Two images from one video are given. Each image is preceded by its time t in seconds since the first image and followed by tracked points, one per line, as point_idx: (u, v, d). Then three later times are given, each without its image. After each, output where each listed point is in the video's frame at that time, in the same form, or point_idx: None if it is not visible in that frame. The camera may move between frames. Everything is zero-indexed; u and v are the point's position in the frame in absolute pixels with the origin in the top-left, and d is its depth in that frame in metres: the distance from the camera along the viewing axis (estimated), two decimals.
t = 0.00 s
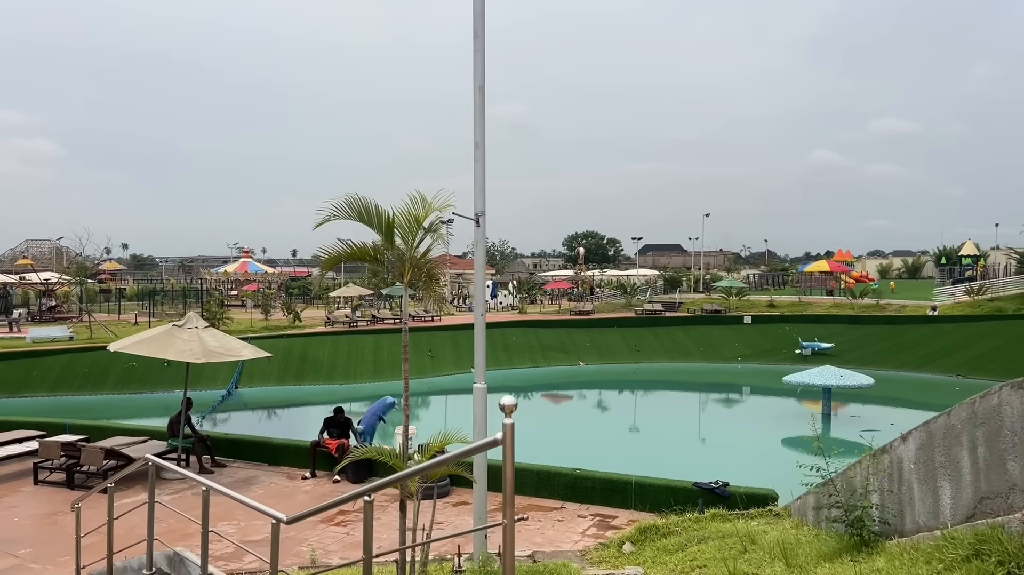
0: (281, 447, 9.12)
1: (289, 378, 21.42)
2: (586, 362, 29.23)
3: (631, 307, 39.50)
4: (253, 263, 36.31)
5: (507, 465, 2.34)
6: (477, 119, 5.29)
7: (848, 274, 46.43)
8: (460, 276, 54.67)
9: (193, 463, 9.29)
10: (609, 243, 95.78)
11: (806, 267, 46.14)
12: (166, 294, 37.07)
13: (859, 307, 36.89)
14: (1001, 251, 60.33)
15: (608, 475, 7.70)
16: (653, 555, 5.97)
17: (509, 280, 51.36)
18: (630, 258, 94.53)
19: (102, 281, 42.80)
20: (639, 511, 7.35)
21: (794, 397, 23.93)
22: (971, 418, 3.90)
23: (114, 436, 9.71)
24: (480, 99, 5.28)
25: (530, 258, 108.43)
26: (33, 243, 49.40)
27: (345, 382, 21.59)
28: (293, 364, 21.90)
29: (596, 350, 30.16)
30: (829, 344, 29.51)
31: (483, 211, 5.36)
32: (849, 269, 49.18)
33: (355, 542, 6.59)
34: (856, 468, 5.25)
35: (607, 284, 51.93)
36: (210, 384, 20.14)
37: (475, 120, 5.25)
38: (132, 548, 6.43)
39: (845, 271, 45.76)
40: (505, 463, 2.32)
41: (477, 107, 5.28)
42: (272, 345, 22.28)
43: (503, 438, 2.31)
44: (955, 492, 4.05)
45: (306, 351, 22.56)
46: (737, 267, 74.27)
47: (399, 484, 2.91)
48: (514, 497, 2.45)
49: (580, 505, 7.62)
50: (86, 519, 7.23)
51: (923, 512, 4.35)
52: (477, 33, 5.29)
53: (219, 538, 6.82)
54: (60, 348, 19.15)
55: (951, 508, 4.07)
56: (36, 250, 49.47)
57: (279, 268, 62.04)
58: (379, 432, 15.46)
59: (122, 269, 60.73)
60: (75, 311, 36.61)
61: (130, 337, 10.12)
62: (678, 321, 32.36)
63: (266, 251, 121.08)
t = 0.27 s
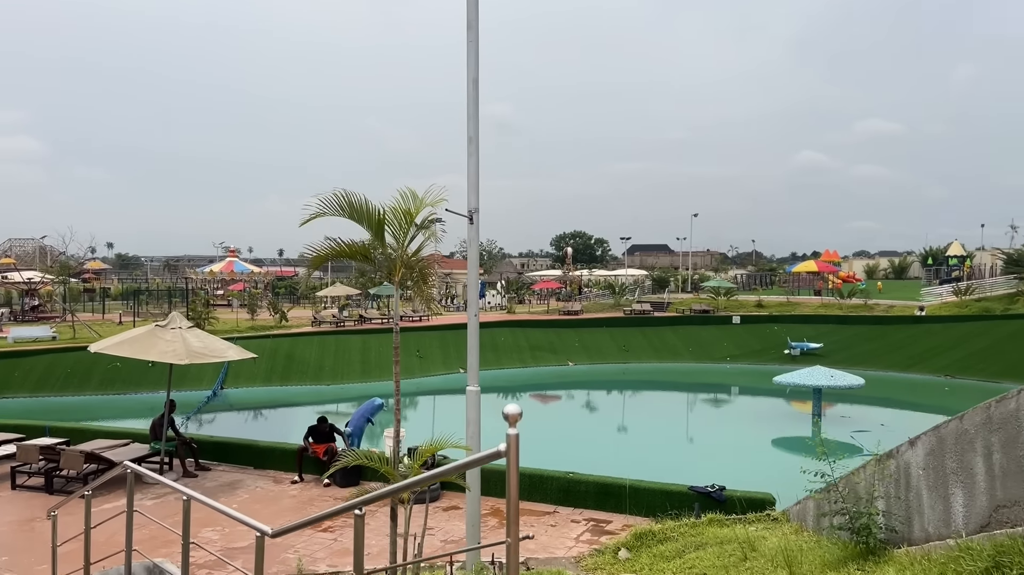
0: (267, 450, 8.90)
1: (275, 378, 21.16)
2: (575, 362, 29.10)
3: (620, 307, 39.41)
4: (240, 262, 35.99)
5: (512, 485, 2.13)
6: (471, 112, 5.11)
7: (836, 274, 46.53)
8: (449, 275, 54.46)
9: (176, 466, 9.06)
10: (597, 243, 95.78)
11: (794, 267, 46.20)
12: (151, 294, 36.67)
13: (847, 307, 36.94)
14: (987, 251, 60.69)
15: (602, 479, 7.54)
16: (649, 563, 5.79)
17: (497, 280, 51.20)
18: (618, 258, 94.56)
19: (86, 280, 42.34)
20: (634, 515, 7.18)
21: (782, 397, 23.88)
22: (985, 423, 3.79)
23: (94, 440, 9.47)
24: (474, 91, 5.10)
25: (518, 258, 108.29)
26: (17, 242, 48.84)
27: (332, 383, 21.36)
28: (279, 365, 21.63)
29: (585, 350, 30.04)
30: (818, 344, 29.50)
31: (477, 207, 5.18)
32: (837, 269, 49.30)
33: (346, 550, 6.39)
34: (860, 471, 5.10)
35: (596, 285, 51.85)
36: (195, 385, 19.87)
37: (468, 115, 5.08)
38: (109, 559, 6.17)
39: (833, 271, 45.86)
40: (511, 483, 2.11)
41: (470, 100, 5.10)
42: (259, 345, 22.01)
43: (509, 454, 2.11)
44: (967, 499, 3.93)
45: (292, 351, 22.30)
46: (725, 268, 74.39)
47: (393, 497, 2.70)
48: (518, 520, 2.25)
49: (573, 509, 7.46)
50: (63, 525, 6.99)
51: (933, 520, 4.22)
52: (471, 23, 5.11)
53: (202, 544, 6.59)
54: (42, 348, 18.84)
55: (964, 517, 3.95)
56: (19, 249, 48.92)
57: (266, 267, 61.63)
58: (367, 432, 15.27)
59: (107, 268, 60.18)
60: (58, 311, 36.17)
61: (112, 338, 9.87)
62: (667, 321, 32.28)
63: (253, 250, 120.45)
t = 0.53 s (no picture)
0: (256, 452, 8.70)
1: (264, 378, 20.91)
2: (567, 361, 28.95)
3: (611, 306, 39.29)
4: (229, 260, 35.66)
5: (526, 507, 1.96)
6: (469, 104, 4.95)
7: (827, 274, 46.57)
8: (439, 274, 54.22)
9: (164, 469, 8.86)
10: (588, 243, 95.67)
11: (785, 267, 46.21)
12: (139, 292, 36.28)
13: (838, 307, 36.94)
14: (976, 251, 60.92)
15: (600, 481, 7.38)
16: (651, 569, 5.64)
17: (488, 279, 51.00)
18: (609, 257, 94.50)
19: (72, 278, 41.88)
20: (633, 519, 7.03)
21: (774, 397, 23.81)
22: (1006, 428, 3.69)
23: (79, 441, 9.25)
24: (473, 82, 4.94)
25: (509, 257, 108.07)
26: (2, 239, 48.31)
27: (322, 382, 21.13)
28: (268, 364, 21.39)
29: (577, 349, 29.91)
30: (809, 344, 29.45)
31: (475, 203, 5.02)
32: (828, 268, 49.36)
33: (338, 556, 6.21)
34: (868, 477, 4.98)
35: (587, 283, 51.72)
36: (182, 384, 19.61)
37: (467, 107, 4.92)
38: (92, 568, 5.95)
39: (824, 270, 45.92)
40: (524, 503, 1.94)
41: (469, 92, 4.95)
42: (247, 344, 21.76)
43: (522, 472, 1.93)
44: (988, 505, 3.81)
45: (282, 351, 22.06)
46: (716, 267, 74.43)
47: (392, 512, 2.52)
48: (531, 542, 2.07)
49: (570, 513, 7.30)
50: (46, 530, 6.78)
51: (947, 528, 4.07)
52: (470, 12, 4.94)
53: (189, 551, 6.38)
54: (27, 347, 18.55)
55: (984, 525, 3.81)
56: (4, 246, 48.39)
57: (255, 265, 61.21)
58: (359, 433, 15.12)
59: (95, 266, 59.59)
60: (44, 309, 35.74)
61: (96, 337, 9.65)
62: (659, 321, 32.18)
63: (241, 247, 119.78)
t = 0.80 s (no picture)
0: (250, 454, 8.53)
1: (257, 377, 20.69)
2: (562, 361, 28.80)
3: (606, 305, 39.20)
4: (221, 259, 35.41)
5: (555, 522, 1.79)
6: (473, 95, 4.79)
7: (821, 274, 46.57)
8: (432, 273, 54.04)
9: (156, 471, 8.68)
10: (582, 243, 95.64)
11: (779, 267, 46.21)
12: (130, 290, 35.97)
13: (832, 307, 36.89)
14: (968, 252, 61.08)
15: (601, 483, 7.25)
16: None
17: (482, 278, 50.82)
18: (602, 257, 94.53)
19: (63, 276, 41.57)
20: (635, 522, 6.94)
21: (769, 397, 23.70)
22: None
23: (68, 443, 9.05)
24: (477, 74, 4.79)
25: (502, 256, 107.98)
26: None
27: (315, 382, 20.95)
28: (261, 364, 21.16)
29: (572, 349, 29.77)
30: (805, 344, 29.40)
31: (479, 199, 4.86)
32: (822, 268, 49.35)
33: (336, 560, 6.07)
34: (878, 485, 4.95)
35: (581, 283, 51.63)
36: (174, 383, 19.39)
37: (471, 99, 4.76)
38: None
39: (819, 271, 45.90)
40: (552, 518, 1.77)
41: (474, 83, 4.79)
42: (240, 343, 21.55)
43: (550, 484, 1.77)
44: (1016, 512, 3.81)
45: (275, 350, 21.85)
46: (710, 267, 74.44)
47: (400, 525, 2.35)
48: (561, 558, 1.91)
49: (571, 517, 7.16)
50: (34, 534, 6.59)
51: (969, 535, 4.05)
52: (474, 1, 4.78)
53: (181, 557, 6.18)
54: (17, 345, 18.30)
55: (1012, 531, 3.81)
56: None
57: (249, 263, 60.92)
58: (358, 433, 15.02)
59: (86, 264, 59.33)
60: (34, 307, 35.43)
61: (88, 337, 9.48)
62: (653, 320, 32.06)
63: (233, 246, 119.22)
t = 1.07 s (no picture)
0: (249, 459, 8.36)
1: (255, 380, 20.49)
2: (562, 363, 28.63)
3: (605, 307, 39.03)
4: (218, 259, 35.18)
5: (594, 558, 1.62)
6: (484, 91, 4.64)
7: (820, 276, 46.46)
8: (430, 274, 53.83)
9: (153, 476, 8.51)
10: (579, 244, 95.44)
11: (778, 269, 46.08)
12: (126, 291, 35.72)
13: (832, 309, 36.76)
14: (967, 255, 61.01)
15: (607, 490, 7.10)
16: None
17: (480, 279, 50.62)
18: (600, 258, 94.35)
19: (59, 276, 41.29)
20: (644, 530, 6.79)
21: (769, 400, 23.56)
22: None
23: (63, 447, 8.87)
24: (486, 69, 4.64)
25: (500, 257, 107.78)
26: None
27: (313, 384, 20.77)
28: (258, 366, 20.96)
29: (572, 351, 29.60)
30: (805, 346, 29.27)
31: (488, 199, 4.70)
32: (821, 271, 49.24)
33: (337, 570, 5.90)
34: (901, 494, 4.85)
35: (580, 284, 51.44)
36: (171, 385, 19.20)
37: (481, 96, 4.61)
38: None
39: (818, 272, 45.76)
40: (591, 555, 1.61)
41: (484, 79, 4.63)
42: (237, 345, 21.36)
43: (587, 514, 1.60)
44: None
45: (273, 352, 21.66)
46: (708, 269, 74.28)
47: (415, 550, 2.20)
48: None
49: (578, 525, 6.99)
50: (28, 540, 6.42)
51: (1000, 550, 3.98)
52: None
53: (179, 566, 6.01)
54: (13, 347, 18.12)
55: None
56: None
57: (245, 264, 60.61)
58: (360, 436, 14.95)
59: (82, 264, 59.02)
60: (30, 307, 35.15)
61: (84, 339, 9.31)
62: (653, 322, 31.91)
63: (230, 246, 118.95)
